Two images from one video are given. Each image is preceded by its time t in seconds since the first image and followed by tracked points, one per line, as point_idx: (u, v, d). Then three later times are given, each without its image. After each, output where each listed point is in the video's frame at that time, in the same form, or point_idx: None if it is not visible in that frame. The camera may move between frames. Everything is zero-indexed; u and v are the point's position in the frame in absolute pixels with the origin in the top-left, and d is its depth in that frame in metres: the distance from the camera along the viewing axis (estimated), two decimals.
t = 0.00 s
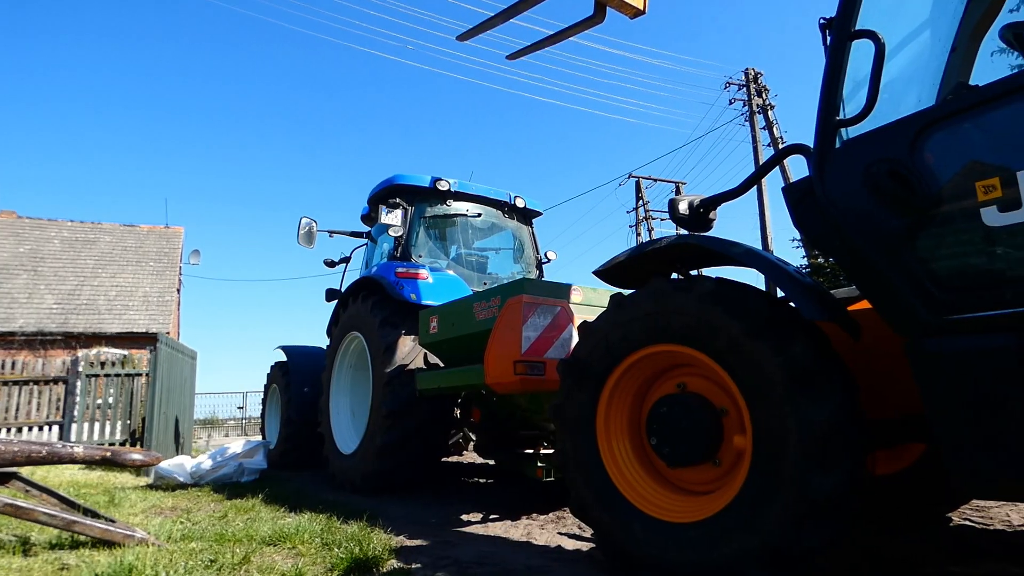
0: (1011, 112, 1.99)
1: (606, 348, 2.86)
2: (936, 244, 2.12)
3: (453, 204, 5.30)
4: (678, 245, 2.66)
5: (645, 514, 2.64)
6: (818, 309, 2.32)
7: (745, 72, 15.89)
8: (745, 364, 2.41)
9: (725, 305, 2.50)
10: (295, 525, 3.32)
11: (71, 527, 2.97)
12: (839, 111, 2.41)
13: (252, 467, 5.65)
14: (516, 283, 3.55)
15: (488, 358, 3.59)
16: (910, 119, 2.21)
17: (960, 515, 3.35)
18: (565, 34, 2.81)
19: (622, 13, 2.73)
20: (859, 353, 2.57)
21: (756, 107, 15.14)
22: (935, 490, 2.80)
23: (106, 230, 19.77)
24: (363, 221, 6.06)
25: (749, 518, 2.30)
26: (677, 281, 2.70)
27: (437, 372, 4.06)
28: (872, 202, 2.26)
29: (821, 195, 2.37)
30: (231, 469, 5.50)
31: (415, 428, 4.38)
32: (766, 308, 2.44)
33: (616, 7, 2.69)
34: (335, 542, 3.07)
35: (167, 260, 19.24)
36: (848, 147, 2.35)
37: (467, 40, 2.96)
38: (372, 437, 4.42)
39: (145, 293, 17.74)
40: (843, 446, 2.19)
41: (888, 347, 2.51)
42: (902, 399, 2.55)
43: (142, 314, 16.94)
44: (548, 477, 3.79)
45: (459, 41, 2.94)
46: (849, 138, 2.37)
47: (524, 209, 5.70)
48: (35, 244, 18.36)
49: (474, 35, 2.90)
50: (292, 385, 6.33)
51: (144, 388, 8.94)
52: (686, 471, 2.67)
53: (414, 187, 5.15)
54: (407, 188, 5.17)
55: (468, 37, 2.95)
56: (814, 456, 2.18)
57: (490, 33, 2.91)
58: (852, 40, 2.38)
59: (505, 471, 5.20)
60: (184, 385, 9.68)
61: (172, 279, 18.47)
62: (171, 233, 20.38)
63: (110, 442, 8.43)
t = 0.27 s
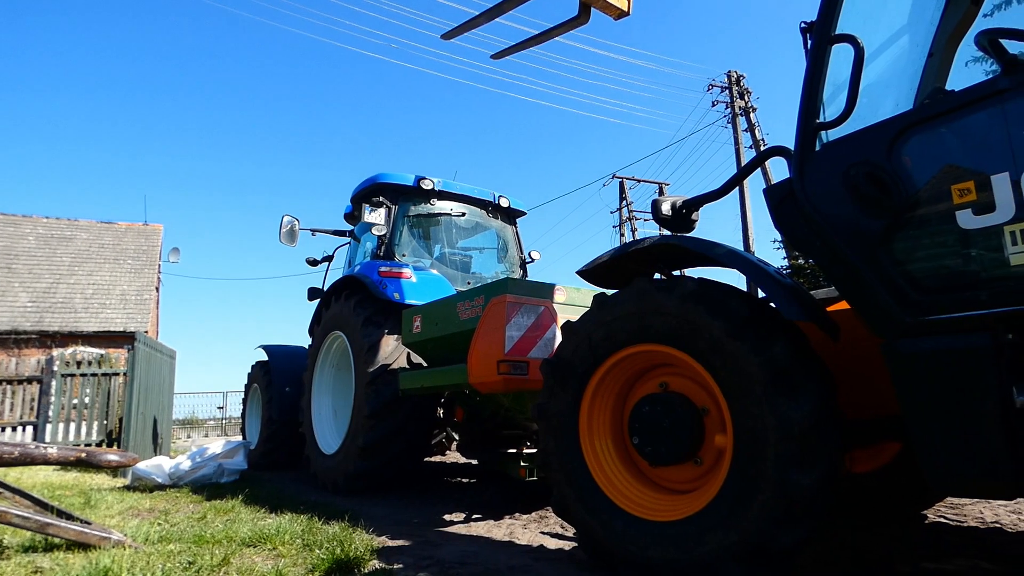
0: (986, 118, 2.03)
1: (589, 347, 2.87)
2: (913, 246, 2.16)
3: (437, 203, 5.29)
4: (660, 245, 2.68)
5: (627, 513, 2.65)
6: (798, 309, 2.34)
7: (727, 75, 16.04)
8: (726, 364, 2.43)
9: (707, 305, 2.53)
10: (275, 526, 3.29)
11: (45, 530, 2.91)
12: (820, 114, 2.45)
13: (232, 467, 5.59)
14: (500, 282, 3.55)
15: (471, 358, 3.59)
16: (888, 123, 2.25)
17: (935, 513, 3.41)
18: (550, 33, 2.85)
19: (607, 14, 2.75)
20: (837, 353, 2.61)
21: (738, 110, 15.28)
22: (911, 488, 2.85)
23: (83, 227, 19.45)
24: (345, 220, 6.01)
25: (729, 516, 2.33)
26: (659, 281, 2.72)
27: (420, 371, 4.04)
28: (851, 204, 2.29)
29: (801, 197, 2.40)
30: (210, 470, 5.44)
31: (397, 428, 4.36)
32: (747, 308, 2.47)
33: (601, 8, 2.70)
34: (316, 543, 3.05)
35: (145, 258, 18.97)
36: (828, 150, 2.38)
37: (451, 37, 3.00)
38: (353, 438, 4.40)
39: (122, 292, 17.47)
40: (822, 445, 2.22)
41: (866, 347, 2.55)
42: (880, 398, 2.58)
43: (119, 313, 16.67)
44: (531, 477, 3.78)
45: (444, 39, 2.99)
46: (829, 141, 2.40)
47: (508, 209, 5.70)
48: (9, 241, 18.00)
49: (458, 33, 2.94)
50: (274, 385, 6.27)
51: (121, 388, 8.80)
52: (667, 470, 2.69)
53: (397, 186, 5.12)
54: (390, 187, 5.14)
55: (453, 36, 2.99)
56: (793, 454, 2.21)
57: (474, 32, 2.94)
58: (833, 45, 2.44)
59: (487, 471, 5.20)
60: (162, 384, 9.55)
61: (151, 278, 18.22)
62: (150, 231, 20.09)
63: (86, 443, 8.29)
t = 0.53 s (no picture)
0: (961, 122, 2.07)
1: (572, 346, 2.88)
2: (890, 247, 2.19)
3: (421, 202, 5.27)
4: (643, 245, 2.70)
5: (609, 512, 2.67)
6: (778, 309, 2.37)
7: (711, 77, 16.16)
8: (708, 363, 2.45)
9: (688, 305, 2.55)
10: (255, 527, 3.26)
11: (18, 532, 2.86)
12: (800, 117, 2.48)
13: (212, 468, 5.52)
14: (484, 282, 3.55)
15: (454, 357, 3.58)
16: (866, 126, 2.28)
17: (910, 510, 3.47)
18: (535, 34, 2.89)
19: (592, 14, 2.76)
20: (816, 353, 2.64)
21: (721, 111, 15.41)
22: (888, 485, 2.89)
23: (59, 223, 19.10)
24: (328, 218, 5.97)
25: (710, 515, 2.35)
26: (642, 281, 2.73)
27: (403, 371, 4.03)
28: (831, 206, 2.32)
29: (782, 198, 2.43)
30: (189, 470, 5.36)
31: (379, 427, 4.34)
32: (728, 308, 2.49)
33: (585, 8, 2.72)
34: (297, 543, 3.02)
35: (123, 256, 18.68)
36: (808, 152, 2.41)
37: (435, 35, 3.02)
38: (335, 437, 4.37)
39: (99, 290, 17.19)
40: (800, 444, 2.25)
41: (845, 347, 2.58)
42: (858, 397, 2.62)
43: (96, 312, 16.41)
44: (513, 476, 3.82)
45: (428, 37, 3.01)
46: (809, 143, 2.43)
47: (492, 208, 5.70)
48: None
49: (445, 31, 2.96)
50: (254, 384, 6.21)
51: (98, 388, 8.65)
52: (649, 469, 2.71)
53: (381, 184, 5.10)
54: (374, 185, 5.11)
55: (438, 33, 3.01)
56: (773, 453, 2.23)
57: (460, 29, 2.96)
58: (812, 49, 2.45)
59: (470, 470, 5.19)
60: (141, 384, 9.41)
61: (129, 276, 17.95)
62: (128, 228, 19.79)
63: (62, 444, 8.14)
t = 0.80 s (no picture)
0: (940, 125, 2.10)
1: (557, 346, 2.89)
2: (870, 248, 2.22)
3: (406, 201, 5.25)
4: (628, 245, 2.71)
5: (592, 511, 2.68)
6: (761, 309, 2.39)
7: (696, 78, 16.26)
8: (691, 363, 2.47)
9: (672, 305, 2.56)
10: (237, 528, 3.23)
11: None
12: (783, 119, 2.50)
13: (193, 469, 5.46)
14: (469, 281, 3.55)
15: (439, 356, 3.58)
16: (848, 128, 2.31)
17: (890, 507, 3.52)
18: (520, 35, 2.93)
19: (577, 14, 2.78)
20: (798, 352, 2.67)
21: (705, 113, 15.52)
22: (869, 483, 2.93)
23: (36, 220, 18.77)
24: (312, 216, 5.92)
25: (693, 513, 2.36)
26: (627, 281, 2.75)
27: (387, 370, 4.02)
28: (812, 207, 2.35)
29: (765, 200, 2.46)
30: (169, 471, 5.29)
31: (363, 427, 4.32)
32: (712, 308, 2.51)
33: (571, 9, 2.73)
34: (280, 544, 3.00)
35: (102, 254, 18.40)
36: (791, 154, 2.44)
37: (422, 34, 3.04)
38: (319, 437, 4.34)
39: (77, 288, 16.93)
40: (782, 442, 2.27)
41: (826, 347, 2.62)
42: (839, 397, 2.66)
43: (74, 310, 16.15)
44: (498, 474, 3.88)
45: (414, 35, 3.02)
46: (792, 145, 2.46)
47: (478, 207, 5.70)
48: None
49: (430, 29, 2.98)
50: (236, 384, 6.16)
51: (76, 388, 8.51)
52: (633, 468, 2.72)
53: (366, 183, 5.07)
54: (359, 184, 5.08)
55: (424, 32, 3.03)
56: (756, 452, 2.26)
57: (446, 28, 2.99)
58: (795, 51, 2.47)
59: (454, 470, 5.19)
60: (120, 384, 9.27)
61: (108, 274, 17.69)
62: (108, 225, 19.51)
63: (38, 445, 8.00)
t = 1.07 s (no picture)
0: (918, 129, 2.14)
1: (541, 345, 2.89)
2: (850, 250, 2.26)
3: (390, 199, 5.22)
4: (612, 245, 2.72)
5: (575, 510, 2.69)
6: (742, 309, 2.42)
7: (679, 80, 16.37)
8: (674, 362, 2.49)
9: (656, 304, 2.58)
10: (217, 530, 3.19)
11: None
12: (765, 121, 2.53)
13: (171, 470, 5.39)
14: (453, 280, 3.54)
15: (423, 356, 3.57)
16: (828, 131, 2.34)
17: (867, 505, 3.58)
18: (505, 34, 2.96)
19: (563, 15, 2.79)
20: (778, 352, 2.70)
21: (688, 115, 15.64)
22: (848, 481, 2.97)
23: (9, 217, 18.39)
24: (294, 214, 5.87)
25: (675, 512, 2.38)
26: (610, 281, 2.76)
27: (370, 370, 4.00)
28: (793, 209, 2.38)
29: (747, 201, 2.49)
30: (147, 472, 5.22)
31: (345, 427, 4.30)
32: (694, 308, 2.53)
33: (556, 9, 2.75)
34: (260, 545, 2.97)
35: (78, 252, 18.09)
36: (772, 156, 2.47)
37: (406, 33, 3.05)
38: (301, 437, 4.31)
39: (52, 286, 16.62)
40: (763, 441, 2.30)
41: (807, 347, 2.65)
42: (818, 396, 2.69)
43: (49, 309, 15.85)
44: (481, 475, 3.84)
45: (398, 34, 3.04)
46: (773, 147, 2.49)
47: (462, 206, 5.69)
48: None
49: (414, 29, 3.00)
50: (217, 384, 6.08)
51: (52, 388, 8.35)
52: (616, 467, 2.74)
53: (349, 181, 5.04)
54: (342, 182, 5.05)
55: (407, 31, 3.04)
56: (737, 451, 2.28)
57: (429, 28, 3.00)
58: (777, 55, 2.50)
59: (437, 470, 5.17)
60: (98, 383, 9.11)
61: (84, 272, 17.39)
62: (85, 221, 19.14)
63: (12, 446, 7.83)
